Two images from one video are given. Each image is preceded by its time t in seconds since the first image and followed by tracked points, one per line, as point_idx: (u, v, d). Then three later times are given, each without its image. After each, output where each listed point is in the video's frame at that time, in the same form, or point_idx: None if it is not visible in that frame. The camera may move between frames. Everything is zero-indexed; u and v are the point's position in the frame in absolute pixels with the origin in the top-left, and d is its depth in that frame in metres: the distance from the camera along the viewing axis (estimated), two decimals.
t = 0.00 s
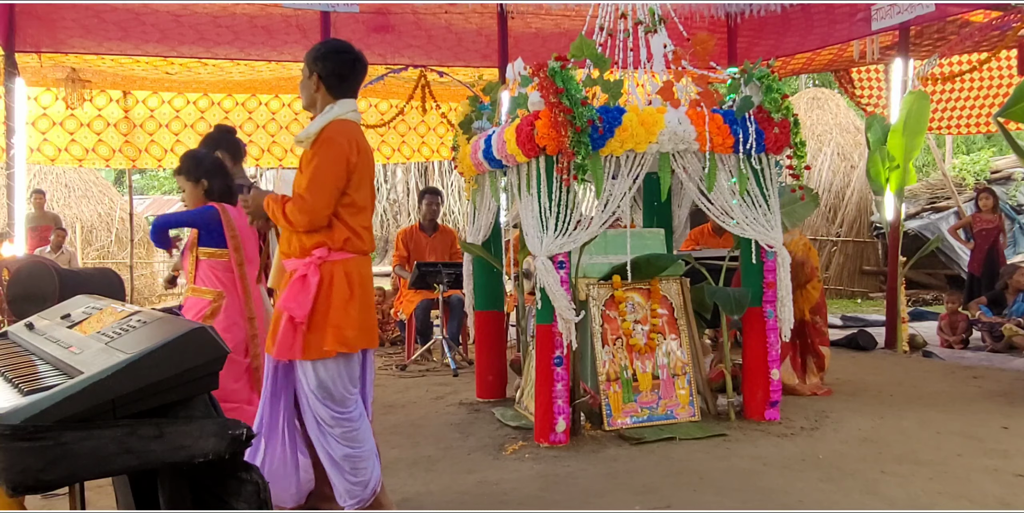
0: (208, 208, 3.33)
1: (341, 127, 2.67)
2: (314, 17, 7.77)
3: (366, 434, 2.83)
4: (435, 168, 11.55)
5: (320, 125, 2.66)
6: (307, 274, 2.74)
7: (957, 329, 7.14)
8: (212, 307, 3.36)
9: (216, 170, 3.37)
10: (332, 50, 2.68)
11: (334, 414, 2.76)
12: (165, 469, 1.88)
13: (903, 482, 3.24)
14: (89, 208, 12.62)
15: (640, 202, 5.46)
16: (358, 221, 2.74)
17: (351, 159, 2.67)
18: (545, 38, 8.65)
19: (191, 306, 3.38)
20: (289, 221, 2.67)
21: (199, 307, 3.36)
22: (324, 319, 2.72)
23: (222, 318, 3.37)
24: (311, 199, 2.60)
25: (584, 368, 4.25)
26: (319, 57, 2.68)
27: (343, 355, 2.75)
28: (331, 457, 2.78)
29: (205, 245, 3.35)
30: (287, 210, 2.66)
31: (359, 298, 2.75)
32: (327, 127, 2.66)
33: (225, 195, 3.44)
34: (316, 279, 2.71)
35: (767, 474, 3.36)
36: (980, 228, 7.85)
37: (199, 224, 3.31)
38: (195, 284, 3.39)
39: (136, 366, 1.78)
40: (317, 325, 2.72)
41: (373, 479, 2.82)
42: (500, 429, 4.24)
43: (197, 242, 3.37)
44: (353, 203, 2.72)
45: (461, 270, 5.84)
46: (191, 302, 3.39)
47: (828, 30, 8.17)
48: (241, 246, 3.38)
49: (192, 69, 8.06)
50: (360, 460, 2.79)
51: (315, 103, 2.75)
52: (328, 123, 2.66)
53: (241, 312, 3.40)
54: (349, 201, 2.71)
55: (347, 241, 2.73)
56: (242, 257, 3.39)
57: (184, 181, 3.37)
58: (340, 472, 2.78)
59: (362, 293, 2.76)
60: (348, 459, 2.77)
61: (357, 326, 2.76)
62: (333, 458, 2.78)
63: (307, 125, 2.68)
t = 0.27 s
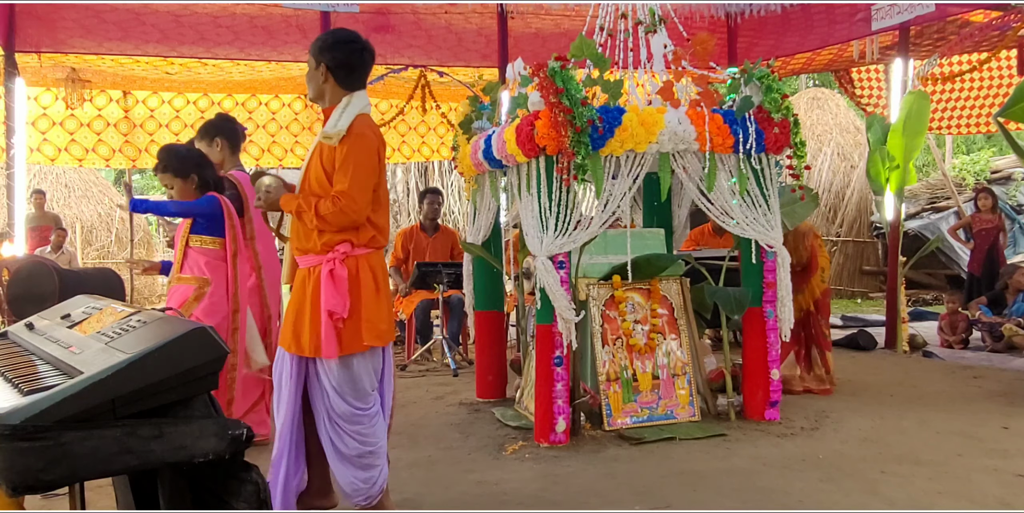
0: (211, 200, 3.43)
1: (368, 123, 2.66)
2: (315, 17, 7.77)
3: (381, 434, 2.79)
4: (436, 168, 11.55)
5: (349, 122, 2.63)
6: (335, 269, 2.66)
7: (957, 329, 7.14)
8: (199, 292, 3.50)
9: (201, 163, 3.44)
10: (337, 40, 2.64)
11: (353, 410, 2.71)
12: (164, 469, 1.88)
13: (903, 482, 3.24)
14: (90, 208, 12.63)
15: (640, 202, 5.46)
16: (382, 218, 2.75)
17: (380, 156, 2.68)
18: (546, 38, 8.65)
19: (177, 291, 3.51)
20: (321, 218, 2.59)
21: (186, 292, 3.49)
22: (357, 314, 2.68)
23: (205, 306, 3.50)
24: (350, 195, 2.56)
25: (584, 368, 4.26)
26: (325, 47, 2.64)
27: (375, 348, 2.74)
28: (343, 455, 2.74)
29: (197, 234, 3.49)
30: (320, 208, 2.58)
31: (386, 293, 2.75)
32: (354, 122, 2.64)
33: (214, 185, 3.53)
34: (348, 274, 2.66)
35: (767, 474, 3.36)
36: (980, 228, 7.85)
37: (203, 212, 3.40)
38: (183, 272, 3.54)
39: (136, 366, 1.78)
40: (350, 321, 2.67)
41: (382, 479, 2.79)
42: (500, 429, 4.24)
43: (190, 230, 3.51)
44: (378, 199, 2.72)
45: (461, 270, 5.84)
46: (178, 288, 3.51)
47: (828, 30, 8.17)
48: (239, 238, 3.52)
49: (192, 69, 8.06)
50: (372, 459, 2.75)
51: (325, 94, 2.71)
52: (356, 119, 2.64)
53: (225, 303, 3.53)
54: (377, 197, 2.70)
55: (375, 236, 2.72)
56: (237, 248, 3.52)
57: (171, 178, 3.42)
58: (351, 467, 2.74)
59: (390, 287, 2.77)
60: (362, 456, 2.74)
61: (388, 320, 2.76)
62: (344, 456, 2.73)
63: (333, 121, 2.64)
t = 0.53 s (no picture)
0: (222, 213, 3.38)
1: (373, 131, 2.67)
2: (315, 17, 7.78)
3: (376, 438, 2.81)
4: (436, 168, 11.56)
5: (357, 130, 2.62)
6: (336, 272, 2.65)
7: (957, 329, 7.15)
8: (210, 302, 3.46)
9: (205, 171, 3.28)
10: (341, 44, 2.64)
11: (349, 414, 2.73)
12: (164, 469, 1.88)
13: (903, 482, 3.24)
14: (89, 208, 12.62)
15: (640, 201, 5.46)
16: (384, 222, 2.75)
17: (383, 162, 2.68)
18: (546, 38, 8.65)
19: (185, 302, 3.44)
20: (326, 225, 2.58)
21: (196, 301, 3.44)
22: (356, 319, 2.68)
23: (217, 314, 3.49)
24: (357, 204, 2.56)
25: (584, 369, 4.26)
26: (328, 51, 2.64)
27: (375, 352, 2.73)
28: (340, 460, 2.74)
29: (207, 246, 3.41)
30: (325, 215, 2.57)
31: (387, 297, 2.74)
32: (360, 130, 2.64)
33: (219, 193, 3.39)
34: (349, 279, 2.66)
35: (767, 474, 3.36)
36: (980, 228, 7.85)
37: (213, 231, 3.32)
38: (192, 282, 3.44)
39: (137, 366, 1.78)
40: (351, 324, 2.67)
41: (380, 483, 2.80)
42: (500, 429, 4.24)
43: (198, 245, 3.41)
44: (382, 206, 2.72)
45: (461, 270, 5.84)
46: (185, 298, 3.44)
47: (828, 30, 8.17)
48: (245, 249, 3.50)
49: (191, 69, 8.06)
50: (367, 464, 2.76)
51: (327, 98, 2.71)
52: (362, 126, 2.64)
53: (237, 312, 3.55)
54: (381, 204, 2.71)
55: (378, 244, 2.72)
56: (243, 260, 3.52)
57: (174, 188, 3.26)
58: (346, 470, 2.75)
59: (391, 293, 2.76)
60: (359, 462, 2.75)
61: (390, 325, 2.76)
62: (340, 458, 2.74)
63: (339, 129, 2.62)
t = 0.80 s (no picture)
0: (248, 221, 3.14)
1: (351, 125, 2.66)
2: (315, 17, 7.78)
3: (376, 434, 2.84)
4: (436, 168, 11.56)
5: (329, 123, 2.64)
6: (316, 271, 2.67)
7: (957, 329, 7.14)
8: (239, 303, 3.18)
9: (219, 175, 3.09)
10: (333, 43, 2.65)
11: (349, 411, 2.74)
12: (164, 469, 1.88)
13: (903, 482, 3.24)
14: (89, 208, 12.62)
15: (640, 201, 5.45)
16: (367, 218, 2.72)
17: (358, 156, 2.66)
18: (545, 38, 8.65)
19: (210, 308, 3.15)
20: (297, 218, 2.62)
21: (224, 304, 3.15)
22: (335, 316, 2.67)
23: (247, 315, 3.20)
24: (323, 196, 2.57)
25: (584, 369, 4.26)
26: (322, 51, 2.65)
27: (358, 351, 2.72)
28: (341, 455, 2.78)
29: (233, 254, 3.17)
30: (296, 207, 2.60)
31: (370, 295, 2.72)
32: (336, 124, 2.64)
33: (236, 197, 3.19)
34: (326, 276, 2.67)
35: (767, 474, 3.36)
36: (979, 228, 7.86)
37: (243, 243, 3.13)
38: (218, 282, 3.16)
39: (136, 366, 1.78)
40: (329, 322, 2.67)
41: (380, 478, 2.85)
42: (500, 429, 4.24)
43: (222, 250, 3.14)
44: (362, 201, 2.70)
45: (461, 270, 5.84)
46: (210, 303, 3.15)
47: (828, 30, 8.17)
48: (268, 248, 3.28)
49: (191, 69, 8.06)
50: (367, 459, 2.80)
51: (320, 98, 2.72)
52: (337, 120, 2.65)
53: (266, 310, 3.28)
54: (357, 198, 2.69)
55: (356, 239, 2.70)
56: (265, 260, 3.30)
57: (190, 195, 3.06)
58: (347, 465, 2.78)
59: (374, 292, 2.74)
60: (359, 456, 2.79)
61: (370, 322, 2.73)
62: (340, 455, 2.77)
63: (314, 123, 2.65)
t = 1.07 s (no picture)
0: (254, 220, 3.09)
1: (321, 125, 2.67)
2: (314, 17, 7.78)
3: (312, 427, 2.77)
4: (436, 168, 11.56)
5: (302, 124, 2.69)
6: (290, 269, 2.76)
7: (957, 329, 7.15)
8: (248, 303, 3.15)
9: (233, 178, 3.06)
10: (328, 50, 2.74)
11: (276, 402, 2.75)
12: (165, 469, 1.88)
13: (903, 482, 3.24)
14: (89, 208, 12.62)
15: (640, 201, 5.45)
16: (339, 218, 2.73)
17: (325, 157, 2.65)
18: (546, 38, 8.65)
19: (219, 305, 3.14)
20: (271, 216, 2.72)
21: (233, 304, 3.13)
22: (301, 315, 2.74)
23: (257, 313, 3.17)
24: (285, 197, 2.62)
25: (585, 369, 4.26)
26: (317, 57, 2.75)
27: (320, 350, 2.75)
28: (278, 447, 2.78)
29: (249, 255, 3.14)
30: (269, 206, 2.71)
31: (336, 296, 2.74)
32: (309, 125, 2.68)
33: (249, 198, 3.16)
34: (296, 275, 2.73)
35: (767, 474, 3.36)
36: (978, 228, 7.86)
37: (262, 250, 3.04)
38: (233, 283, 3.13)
39: (136, 366, 1.78)
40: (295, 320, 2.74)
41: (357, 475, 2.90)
42: (500, 429, 4.24)
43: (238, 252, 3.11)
44: (333, 201, 2.71)
45: (461, 270, 5.84)
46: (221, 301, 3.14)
47: (828, 30, 8.17)
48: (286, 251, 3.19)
49: (191, 69, 8.06)
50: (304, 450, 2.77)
51: (314, 102, 2.81)
52: (309, 121, 2.68)
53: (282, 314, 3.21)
54: (327, 198, 2.70)
55: (325, 238, 2.73)
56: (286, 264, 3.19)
57: (204, 197, 3.04)
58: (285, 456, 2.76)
59: (340, 293, 2.75)
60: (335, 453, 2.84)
61: (334, 323, 2.75)
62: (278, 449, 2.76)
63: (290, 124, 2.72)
